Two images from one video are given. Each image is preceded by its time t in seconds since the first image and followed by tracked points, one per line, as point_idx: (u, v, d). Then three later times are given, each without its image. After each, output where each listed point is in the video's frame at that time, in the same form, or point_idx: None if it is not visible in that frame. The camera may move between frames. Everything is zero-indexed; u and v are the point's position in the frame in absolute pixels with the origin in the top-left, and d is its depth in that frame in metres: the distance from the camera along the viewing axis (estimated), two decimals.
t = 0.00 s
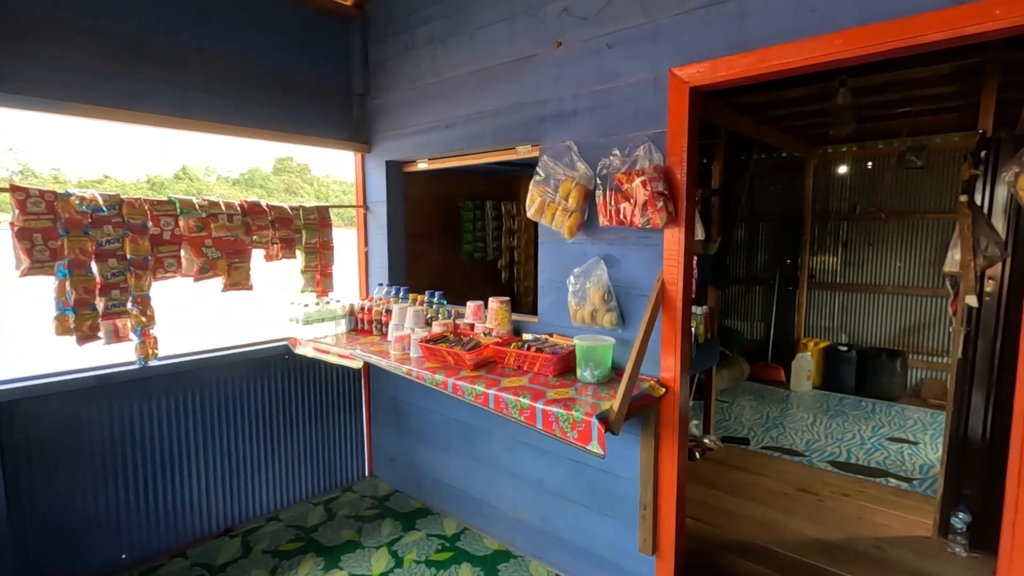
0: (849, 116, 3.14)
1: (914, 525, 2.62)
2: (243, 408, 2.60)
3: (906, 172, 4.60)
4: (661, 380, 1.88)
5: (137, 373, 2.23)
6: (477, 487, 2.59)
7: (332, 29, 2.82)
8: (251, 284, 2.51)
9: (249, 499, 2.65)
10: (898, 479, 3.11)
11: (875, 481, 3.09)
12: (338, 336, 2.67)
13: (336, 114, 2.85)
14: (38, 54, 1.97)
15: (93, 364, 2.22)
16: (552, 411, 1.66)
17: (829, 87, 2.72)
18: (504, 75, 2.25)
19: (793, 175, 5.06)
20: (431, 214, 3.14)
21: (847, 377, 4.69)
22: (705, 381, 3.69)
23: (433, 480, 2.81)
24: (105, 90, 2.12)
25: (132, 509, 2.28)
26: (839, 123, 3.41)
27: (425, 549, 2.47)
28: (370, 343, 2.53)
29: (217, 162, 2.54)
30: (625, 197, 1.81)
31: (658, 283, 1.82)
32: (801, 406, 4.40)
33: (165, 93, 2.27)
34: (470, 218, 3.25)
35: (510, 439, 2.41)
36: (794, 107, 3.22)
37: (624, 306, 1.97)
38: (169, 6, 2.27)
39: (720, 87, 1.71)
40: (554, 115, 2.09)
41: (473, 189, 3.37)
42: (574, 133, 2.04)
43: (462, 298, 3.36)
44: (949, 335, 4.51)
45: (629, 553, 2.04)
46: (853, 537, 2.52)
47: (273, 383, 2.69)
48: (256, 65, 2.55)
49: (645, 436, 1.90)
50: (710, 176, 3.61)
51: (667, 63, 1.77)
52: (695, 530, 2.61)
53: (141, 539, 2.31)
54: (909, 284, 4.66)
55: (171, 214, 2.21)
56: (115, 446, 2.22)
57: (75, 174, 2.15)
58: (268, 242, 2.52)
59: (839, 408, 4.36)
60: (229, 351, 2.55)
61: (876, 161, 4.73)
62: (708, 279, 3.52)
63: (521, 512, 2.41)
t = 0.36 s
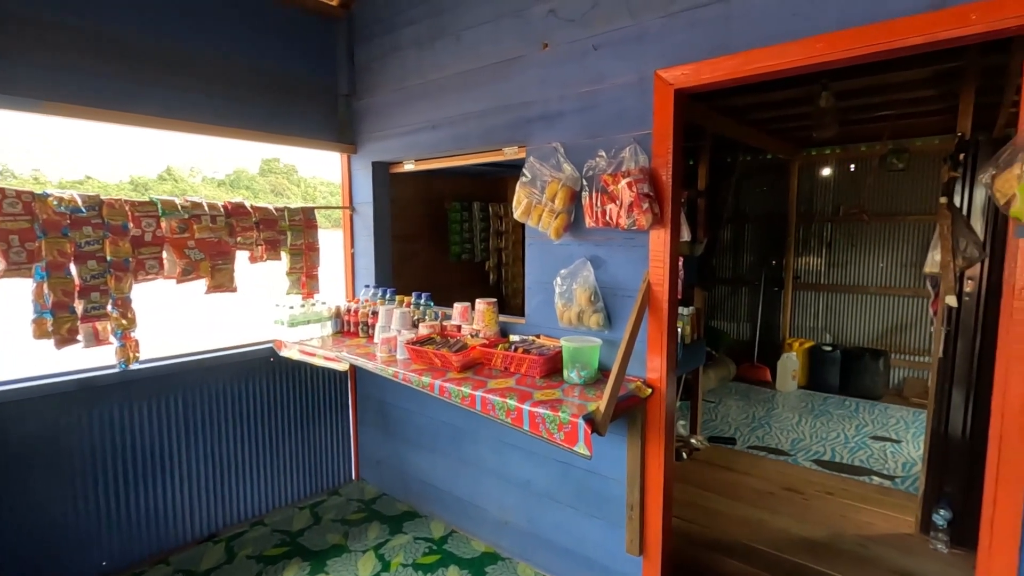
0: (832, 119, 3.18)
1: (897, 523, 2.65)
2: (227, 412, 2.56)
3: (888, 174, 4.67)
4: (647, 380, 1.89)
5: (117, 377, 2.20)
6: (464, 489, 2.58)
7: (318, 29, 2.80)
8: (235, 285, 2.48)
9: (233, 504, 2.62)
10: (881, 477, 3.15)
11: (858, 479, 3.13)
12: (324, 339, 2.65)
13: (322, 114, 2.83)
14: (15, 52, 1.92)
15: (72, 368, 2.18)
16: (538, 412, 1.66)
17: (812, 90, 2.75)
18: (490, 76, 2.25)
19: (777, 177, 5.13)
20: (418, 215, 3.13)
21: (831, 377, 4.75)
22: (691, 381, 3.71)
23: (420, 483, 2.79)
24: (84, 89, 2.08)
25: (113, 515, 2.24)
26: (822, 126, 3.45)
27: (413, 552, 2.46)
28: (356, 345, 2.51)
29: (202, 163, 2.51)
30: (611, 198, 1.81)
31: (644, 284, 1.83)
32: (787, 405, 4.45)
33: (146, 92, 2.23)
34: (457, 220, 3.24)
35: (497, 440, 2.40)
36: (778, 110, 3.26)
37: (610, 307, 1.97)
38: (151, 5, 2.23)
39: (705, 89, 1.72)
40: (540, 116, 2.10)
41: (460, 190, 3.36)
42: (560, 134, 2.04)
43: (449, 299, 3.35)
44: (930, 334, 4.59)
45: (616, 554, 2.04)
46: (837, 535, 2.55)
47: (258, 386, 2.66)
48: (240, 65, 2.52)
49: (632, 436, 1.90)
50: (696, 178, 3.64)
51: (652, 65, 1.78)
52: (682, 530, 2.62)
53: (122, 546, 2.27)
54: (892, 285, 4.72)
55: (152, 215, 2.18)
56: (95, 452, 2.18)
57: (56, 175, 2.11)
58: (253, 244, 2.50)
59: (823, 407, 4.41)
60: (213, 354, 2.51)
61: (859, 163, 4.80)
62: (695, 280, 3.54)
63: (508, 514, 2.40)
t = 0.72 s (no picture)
0: (810, 121, 3.23)
1: (873, 518, 2.70)
2: (204, 416, 2.52)
3: (863, 175, 4.76)
4: (628, 379, 1.90)
5: (89, 380, 2.16)
6: (446, 490, 2.57)
7: (297, 27, 2.76)
8: (212, 286, 2.44)
9: (212, 508, 2.58)
10: (858, 472, 3.21)
11: (836, 475, 3.18)
12: (304, 339, 2.62)
13: (301, 113, 2.80)
14: None
15: (42, 371, 2.13)
16: (519, 412, 1.66)
17: (789, 92, 2.79)
18: (471, 76, 2.24)
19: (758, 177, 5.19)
20: (399, 215, 3.11)
21: (810, 374, 4.82)
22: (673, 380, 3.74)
23: (403, 484, 2.77)
24: (55, 85, 2.02)
25: (85, 522, 2.19)
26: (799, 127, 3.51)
27: (395, 554, 2.44)
28: (336, 346, 2.49)
29: (181, 161, 2.47)
30: (591, 198, 1.82)
31: (624, 284, 1.84)
32: (767, 403, 4.51)
33: (119, 89, 2.18)
34: (440, 219, 3.23)
35: (480, 441, 2.39)
36: (757, 112, 3.30)
37: (591, 306, 1.98)
38: None
39: (684, 89, 1.74)
40: (521, 116, 2.09)
41: (442, 190, 3.35)
42: (541, 134, 2.04)
43: (432, 299, 3.34)
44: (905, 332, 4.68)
45: (598, 552, 2.05)
46: (815, 530, 2.59)
47: (236, 389, 2.62)
48: (217, 63, 2.48)
49: (613, 436, 1.91)
50: (678, 178, 3.67)
51: (632, 65, 1.79)
52: (664, 527, 2.64)
53: (96, 552, 2.23)
54: (868, 284, 4.81)
55: (126, 215, 2.14)
56: (67, 457, 2.13)
57: (28, 174, 2.05)
58: (230, 243, 2.46)
59: (802, 405, 4.47)
60: (189, 356, 2.47)
61: (836, 164, 4.88)
62: (676, 279, 3.57)
63: (491, 514, 2.40)
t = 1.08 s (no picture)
0: (784, 119, 3.28)
1: (844, 508, 2.76)
2: (176, 415, 2.47)
3: (836, 173, 4.85)
4: (604, 374, 1.91)
5: (54, 380, 2.09)
6: (424, 487, 2.56)
7: (271, 19, 2.71)
8: (183, 283, 2.41)
9: (185, 509, 2.53)
10: (831, 464, 3.28)
11: (809, 467, 3.25)
12: (279, 337, 2.59)
13: (276, 107, 2.75)
14: None
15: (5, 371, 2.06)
16: (495, 407, 1.66)
17: (764, 90, 2.83)
18: (448, 71, 2.23)
19: (735, 175, 5.26)
20: (377, 212, 3.08)
21: (786, 369, 4.91)
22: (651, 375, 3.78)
23: (381, 482, 2.76)
24: (18, 75, 1.95)
25: (53, 526, 2.13)
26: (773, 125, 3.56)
27: (372, 553, 2.42)
28: (312, 343, 2.46)
29: (155, 158, 2.44)
30: (567, 194, 1.83)
31: (600, 279, 1.85)
32: (743, 397, 4.58)
33: (86, 80, 2.12)
34: (418, 216, 3.23)
35: (458, 437, 2.39)
36: (732, 109, 3.34)
37: (567, 302, 1.98)
38: None
39: (658, 86, 1.75)
40: (497, 112, 2.09)
41: (420, 186, 3.33)
42: (518, 129, 2.04)
43: (410, 296, 3.32)
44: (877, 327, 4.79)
45: (576, 547, 2.06)
46: (788, 521, 2.64)
47: (209, 388, 2.57)
48: (189, 55, 2.42)
49: (589, 430, 1.92)
50: (656, 175, 3.70)
51: (607, 62, 1.80)
52: (642, 521, 2.67)
53: (63, 556, 2.17)
54: (842, 280, 4.90)
55: (92, 210, 2.08)
56: (32, 459, 2.07)
57: None
58: (202, 240, 2.41)
59: (778, 399, 4.55)
60: (160, 355, 2.42)
61: (811, 162, 4.96)
62: (654, 276, 3.61)
63: (469, 511, 2.40)
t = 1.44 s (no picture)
0: (750, 117, 3.34)
1: (808, 497, 2.84)
2: (137, 417, 2.40)
3: (802, 171, 4.97)
4: (572, 369, 1.92)
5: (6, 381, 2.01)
6: (395, 485, 2.54)
7: (234, 10, 2.65)
8: (144, 280, 2.34)
9: (147, 513, 2.47)
10: (796, 454, 3.36)
11: (775, 457, 3.33)
12: (245, 335, 2.54)
13: (240, 100, 2.68)
14: None
15: None
16: (463, 403, 1.65)
17: (731, 89, 2.87)
18: (416, 65, 2.21)
19: (704, 172, 5.37)
20: (346, 207, 3.04)
21: (754, 363, 5.01)
22: (622, 370, 3.82)
23: (351, 481, 2.73)
24: None
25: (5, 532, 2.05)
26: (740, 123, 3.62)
27: (342, 551, 2.40)
28: (279, 341, 2.42)
29: (121, 152, 2.38)
30: (535, 189, 1.83)
31: (568, 274, 1.86)
32: (714, 390, 4.66)
33: (37, 69, 2.03)
34: (388, 211, 3.19)
35: (428, 434, 2.38)
36: (701, 107, 3.39)
37: (536, 297, 1.99)
38: None
39: (624, 82, 1.77)
40: (465, 106, 2.08)
41: (391, 182, 3.30)
42: (486, 124, 2.03)
43: (381, 293, 3.29)
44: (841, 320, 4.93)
45: (546, 541, 2.07)
46: (755, 511, 2.69)
47: (172, 388, 2.51)
48: (149, 45, 2.34)
49: (558, 425, 1.93)
50: (626, 172, 3.73)
51: (574, 57, 1.80)
52: (612, 514, 2.70)
53: (17, 563, 2.10)
54: (808, 275, 5.02)
55: (43, 204, 2.01)
56: None
57: None
58: (163, 235, 2.35)
59: (747, 391, 4.65)
60: (119, 354, 2.35)
61: (778, 160, 5.07)
62: (625, 272, 3.64)
63: (440, 507, 2.39)
